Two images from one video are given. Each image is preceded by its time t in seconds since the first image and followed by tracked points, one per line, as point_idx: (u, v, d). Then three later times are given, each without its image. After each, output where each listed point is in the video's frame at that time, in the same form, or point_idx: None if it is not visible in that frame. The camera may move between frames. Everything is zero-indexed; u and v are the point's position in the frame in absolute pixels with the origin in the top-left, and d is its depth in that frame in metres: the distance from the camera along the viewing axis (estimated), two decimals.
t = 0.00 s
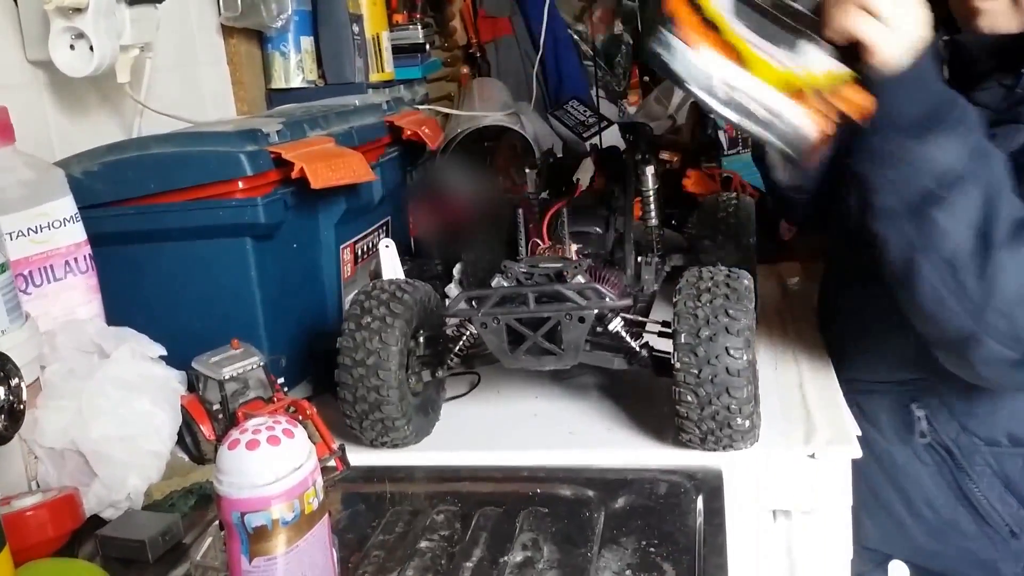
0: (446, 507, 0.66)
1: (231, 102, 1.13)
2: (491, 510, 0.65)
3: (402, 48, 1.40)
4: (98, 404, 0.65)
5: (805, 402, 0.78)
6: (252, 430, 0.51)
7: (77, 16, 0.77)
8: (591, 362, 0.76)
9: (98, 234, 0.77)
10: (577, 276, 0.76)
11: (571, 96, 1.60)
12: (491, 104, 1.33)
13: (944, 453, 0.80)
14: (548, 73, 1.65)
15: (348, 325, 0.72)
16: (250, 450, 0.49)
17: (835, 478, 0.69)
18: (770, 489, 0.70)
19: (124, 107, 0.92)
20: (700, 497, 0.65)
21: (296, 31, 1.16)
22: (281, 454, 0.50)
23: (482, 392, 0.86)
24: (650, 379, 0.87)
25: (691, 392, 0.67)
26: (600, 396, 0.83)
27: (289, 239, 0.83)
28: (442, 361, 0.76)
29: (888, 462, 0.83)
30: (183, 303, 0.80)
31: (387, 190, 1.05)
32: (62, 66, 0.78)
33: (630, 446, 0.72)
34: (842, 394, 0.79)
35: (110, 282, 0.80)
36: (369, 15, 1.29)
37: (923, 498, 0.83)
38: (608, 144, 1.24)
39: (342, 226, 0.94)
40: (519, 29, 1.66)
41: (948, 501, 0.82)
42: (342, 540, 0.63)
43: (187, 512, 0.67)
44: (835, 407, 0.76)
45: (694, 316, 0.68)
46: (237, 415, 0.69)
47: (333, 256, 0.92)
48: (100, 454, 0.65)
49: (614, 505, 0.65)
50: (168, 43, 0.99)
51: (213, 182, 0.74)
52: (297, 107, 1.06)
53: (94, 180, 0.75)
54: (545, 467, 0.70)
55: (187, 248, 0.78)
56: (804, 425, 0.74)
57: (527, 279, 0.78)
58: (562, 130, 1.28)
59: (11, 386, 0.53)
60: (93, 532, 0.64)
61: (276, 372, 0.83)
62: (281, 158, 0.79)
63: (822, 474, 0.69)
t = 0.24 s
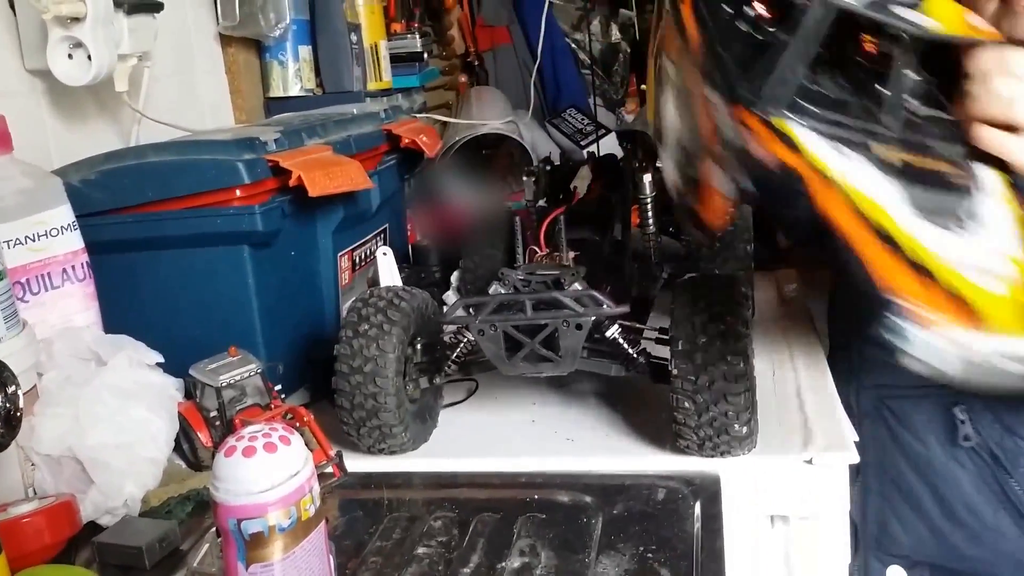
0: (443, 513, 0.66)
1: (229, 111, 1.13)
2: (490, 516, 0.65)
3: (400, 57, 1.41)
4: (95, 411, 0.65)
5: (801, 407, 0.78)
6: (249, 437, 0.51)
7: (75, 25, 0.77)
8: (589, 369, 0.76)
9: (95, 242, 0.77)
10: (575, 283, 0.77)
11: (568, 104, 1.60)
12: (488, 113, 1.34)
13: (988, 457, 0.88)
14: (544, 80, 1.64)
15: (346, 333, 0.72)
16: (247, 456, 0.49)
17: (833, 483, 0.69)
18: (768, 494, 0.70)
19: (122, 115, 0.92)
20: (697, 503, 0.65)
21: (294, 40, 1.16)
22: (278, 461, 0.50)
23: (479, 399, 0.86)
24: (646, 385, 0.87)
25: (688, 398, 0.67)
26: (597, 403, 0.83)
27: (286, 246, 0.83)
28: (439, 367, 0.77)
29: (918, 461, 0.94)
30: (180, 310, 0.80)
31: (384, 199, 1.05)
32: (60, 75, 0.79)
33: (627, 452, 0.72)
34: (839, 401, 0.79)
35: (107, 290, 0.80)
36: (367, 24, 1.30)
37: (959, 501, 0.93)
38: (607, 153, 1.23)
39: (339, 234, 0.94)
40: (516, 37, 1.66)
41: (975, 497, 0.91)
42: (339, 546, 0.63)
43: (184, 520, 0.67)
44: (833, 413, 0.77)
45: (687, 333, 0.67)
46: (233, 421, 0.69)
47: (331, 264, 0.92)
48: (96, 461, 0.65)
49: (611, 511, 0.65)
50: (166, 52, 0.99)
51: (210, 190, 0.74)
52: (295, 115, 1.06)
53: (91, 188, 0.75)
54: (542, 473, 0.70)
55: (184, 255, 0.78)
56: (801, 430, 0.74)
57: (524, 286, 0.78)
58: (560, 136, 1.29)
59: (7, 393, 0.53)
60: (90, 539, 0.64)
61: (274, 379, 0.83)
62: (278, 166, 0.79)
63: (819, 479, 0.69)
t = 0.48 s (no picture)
0: (445, 514, 0.66)
1: (230, 111, 1.13)
2: (491, 516, 0.65)
3: (401, 57, 1.41)
4: (96, 412, 0.65)
5: (802, 407, 0.78)
6: (251, 437, 0.51)
7: (75, 25, 0.77)
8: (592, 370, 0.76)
9: (95, 242, 0.77)
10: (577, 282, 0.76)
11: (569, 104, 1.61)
12: (489, 112, 1.34)
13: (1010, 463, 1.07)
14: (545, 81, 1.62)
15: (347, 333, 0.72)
16: (249, 457, 0.49)
17: (834, 483, 0.69)
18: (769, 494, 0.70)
19: (123, 116, 0.92)
20: (698, 502, 0.65)
21: (294, 40, 1.17)
22: (279, 462, 0.50)
23: (480, 398, 0.87)
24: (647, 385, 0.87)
25: (689, 397, 0.67)
26: (597, 402, 0.84)
27: (287, 246, 0.83)
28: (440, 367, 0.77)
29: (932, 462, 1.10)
30: (181, 311, 0.80)
31: (384, 198, 1.05)
32: (60, 75, 0.79)
33: (628, 451, 0.72)
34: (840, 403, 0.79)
35: (108, 290, 0.80)
36: (367, 24, 1.30)
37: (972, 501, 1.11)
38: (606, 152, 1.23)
39: (340, 234, 0.94)
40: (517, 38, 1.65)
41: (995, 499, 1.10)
42: (340, 546, 0.63)
43: (186, 520, 0.67)
44: (835, 413, 0.76)
45: (675, 337, 0.66)
46: (234, 421, 0.69)
47: (332, 264, 0.92)
48: (97, 461, 0.65)
49: (612, 511, 0.65)
50: (167, 52, 0.99)
51: (211, 191, 0.74)
52: (296, 116, 1.06)
53: (91, 189, 0.75)
54: (543, 473, 0.70)
55: (185, 255, 0.78)
56: (803, 430, 0.74)
57: (525, 287, 0.78)
58: (560, 137, 1.30)
59: (8, 394, 0.53)
60: (92, 540, 0.64)
61: (275, 379, 0.83)
62: (279, 167, 0.79)
63: (820, 478, 0.69)
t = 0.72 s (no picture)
0: (445, 514, 0.66)
1: (228, 112, 1.13)
2: (491, 516, 0.65)
3: (400, 57, 1.41)
4: (96, 412, 0.65)
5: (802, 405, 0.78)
6: (251, 437, 0.51)
7: (74, 26, 0.77)
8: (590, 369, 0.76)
9: (94, 243, 0.77)
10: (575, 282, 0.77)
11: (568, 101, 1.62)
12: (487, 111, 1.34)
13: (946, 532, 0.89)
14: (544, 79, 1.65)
15: (346, 334, 0.73)
16: (249, 457, 0.49)
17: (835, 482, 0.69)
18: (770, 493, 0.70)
19: (121, 117, 0.92)
20: (698, 502, 0.65)
21: (293, 41, 1.17)
22: (279, 462, 0.50)
23: (480, 398, 0.87)
24: (647, 385, 0.87)
25: (689, 396, 0.67)
26: (597, 401, 0.84)
27: (287, 246, 0.83)
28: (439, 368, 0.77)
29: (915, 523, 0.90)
30: (181, 311, 0.80)
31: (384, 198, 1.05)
32: (59, 76, 0.79)
33: (629, 451, 0.72)
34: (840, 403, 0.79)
35: (107, 291, 0.80)
36: (365, 23, 1.30)
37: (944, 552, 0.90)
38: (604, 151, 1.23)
39: (340, 233, 0.94)
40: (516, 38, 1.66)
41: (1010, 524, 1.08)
42: (340, 547, 0.63)
43: (186, 520, 0.67)
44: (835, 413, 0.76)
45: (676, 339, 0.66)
46: (234, 422, 0.68)
47: (332, 264, 0.92)
48: (97, 462, 0.65)
49: (613, 510, 0.65)
50: (165, 53, 0.99)
51: (211, 191, 0.74)
52: (295, 116, 1.06)
53: (91, 190, 0.75)
54: (543, 473, 0.70)
55: (185, 256, 0.78)
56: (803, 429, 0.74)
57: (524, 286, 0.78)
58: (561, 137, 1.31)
59: (8, 395, 0.53)
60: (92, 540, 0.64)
61: (275, 380, 0.83)
62: (278, 167, 0.79)
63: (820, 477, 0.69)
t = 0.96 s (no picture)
0: (445, 514, 0.66)
1: (229, 113, 1.13)
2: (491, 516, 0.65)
3: (400, 58, 1.41)
4: (96, 413, 0.66)
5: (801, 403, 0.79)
6: (251, 438, 0.51)
7: (74, 27, 0.77)
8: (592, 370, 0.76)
9: (95, 244, 0.77)
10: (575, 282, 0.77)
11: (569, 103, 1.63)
12: (487, 111, 1.34)
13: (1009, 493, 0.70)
14: (545, 80, 1.67)
15: (346, 334, 0.73)
16: (249, 457, 0.49)
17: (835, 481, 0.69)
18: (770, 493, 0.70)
19: (121, 118, 0.93)
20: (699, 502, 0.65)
21: (293, 42, 1.17)
22: (279, 462, 0.50)
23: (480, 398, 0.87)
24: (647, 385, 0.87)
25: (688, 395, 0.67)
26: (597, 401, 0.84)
27: (287, 247, 0.83)
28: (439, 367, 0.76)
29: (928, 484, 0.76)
30: (181, 312, 0.80)
31: (384, 199, 1.05)
32: (60, 77, 0.79)
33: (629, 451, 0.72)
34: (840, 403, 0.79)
35: (108, 292, 0.80)
36: (366, 24, 1.30)
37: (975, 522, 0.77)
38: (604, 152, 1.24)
39: (340, 234, 0.94)
40: (516, 39, 1.66)
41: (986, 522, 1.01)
42: (340, 547, 0.63)
43: (187, 520, 0.67)
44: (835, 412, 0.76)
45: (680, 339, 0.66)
46: (234, 422, 0.68)
47: (332, 265, 0.92)
48: (97, 462, 0.65)
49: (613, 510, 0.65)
50: (166, 54, 1.00)
51: (211, 192, 0.74)
52: (295, 117, 1.06)
53: (92, 190, 0.75)
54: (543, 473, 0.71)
55: (185, 257, 0.78)
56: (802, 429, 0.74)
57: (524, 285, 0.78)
58: (560, 137, 1.32)
59: (9, 395, 0.53)
60: (93, 540, 0.64)
61: (275, 380, 0.83)
62: (278, 167, 0.79)
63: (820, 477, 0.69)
